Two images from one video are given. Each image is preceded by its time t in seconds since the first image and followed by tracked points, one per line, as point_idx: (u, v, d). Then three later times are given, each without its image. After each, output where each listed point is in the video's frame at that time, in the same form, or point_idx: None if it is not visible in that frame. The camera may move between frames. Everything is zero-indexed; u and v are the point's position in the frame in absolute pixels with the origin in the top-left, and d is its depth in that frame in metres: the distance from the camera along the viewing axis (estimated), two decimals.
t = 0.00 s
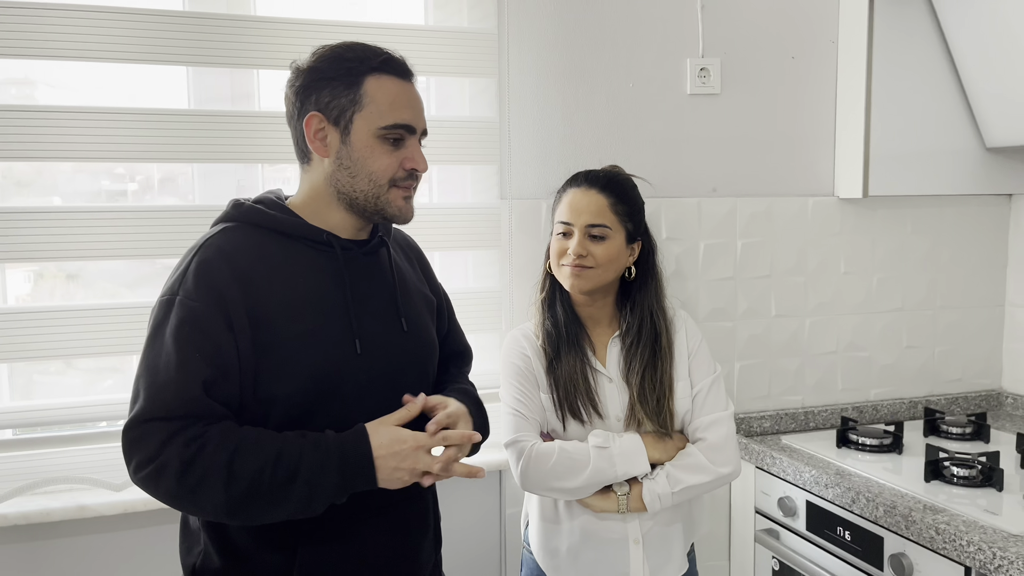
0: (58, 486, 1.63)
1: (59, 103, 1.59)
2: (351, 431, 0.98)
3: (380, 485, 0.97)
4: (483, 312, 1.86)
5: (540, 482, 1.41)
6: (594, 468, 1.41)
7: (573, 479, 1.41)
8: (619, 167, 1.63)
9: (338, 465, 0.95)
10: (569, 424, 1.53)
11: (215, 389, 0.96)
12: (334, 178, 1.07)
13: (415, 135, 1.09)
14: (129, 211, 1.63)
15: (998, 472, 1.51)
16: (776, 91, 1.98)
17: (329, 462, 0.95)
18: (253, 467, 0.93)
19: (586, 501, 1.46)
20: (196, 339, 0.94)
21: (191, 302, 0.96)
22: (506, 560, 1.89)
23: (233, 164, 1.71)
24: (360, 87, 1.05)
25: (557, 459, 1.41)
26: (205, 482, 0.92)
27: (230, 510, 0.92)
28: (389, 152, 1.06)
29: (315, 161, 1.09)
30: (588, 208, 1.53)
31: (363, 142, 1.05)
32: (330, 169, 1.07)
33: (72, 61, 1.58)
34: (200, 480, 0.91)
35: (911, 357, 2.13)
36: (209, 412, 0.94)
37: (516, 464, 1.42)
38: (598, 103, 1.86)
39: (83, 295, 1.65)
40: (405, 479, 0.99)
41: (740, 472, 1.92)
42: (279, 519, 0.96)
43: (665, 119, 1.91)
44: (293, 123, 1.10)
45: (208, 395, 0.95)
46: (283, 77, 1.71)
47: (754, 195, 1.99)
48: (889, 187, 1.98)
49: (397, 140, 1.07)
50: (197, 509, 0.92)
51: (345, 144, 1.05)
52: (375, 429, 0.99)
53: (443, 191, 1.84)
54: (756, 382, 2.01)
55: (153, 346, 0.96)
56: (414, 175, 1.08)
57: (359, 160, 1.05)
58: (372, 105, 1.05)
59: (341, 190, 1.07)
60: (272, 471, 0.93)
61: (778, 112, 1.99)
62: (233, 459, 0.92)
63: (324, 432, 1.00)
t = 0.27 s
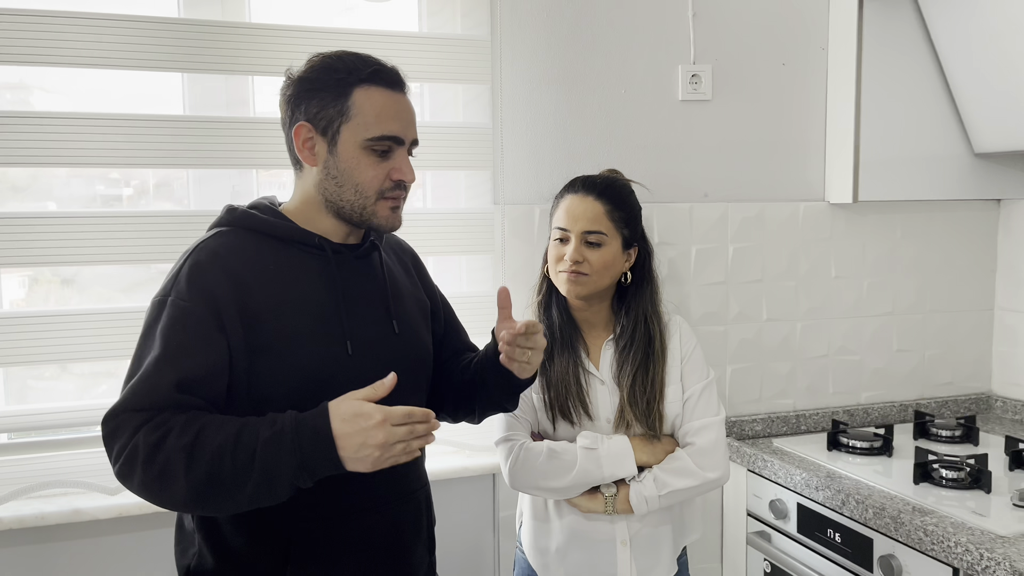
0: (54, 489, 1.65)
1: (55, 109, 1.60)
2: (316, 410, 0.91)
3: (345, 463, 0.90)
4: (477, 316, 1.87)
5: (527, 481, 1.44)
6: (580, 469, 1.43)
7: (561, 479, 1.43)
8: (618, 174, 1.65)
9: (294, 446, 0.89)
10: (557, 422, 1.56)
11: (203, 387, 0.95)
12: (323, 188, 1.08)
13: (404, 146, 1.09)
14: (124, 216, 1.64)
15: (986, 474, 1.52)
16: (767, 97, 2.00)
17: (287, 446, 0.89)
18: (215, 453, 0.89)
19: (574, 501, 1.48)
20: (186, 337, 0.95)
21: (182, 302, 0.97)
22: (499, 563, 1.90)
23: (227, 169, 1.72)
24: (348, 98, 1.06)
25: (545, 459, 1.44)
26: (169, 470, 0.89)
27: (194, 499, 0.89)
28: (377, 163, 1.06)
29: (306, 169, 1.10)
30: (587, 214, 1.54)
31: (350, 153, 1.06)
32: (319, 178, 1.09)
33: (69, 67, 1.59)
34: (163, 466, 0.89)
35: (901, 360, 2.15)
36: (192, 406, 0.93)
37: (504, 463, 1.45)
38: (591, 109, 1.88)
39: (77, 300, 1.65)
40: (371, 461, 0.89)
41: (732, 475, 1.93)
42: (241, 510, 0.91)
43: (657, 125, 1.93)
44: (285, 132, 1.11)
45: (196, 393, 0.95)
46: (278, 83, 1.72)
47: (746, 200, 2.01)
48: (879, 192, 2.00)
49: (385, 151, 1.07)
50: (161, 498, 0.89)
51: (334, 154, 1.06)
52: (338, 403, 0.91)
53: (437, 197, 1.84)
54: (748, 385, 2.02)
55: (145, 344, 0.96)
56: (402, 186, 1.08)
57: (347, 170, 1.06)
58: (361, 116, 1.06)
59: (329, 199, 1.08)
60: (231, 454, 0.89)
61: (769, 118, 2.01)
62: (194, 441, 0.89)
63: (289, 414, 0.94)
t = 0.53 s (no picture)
0: (48, 492, 1.65)
1: (48, 113, 1.60)
2: (309, 356, 0.93)
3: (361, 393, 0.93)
4: (470, 319, 1.88)
5: (521, 481, 1.44)
6: (574, 469, 1.44)
7: (555, 479, 1.43)
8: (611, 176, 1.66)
9: (303, 390, 0.91)
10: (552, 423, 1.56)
11: (206, 384, 0.96)
12: (320, 188, 1.09)
13: (401, 147, 1.10)
14: (118, 220, 1.64)
15: (976, 473, 1.53)
16: (759, 101, 2.02)
17: (295, 394, 0.90)
18: (228, 422, 0.90)
19: (567, 501, 1.49)
20: (187, 335, 0.95)
21: (178, 301, 0.96)
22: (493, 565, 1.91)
23: (221, 173, 1.72)
24: (346, 100, 1.07)
25: (539, 459, 1.44)
26: (188, 450, 0.89)
27: (218, 474, 0.90)
28: (374, 164, 1.07)
29: (302, 171, 1.11)
30: (580, 217, 1.55)
31: (348, 153, 1.07)
32: (316, 179, 1.09)
33: (62, 72, 1.60)
34: (183, 448, 0.89)
35: (892, 361, 2.16)
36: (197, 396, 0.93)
37: (498, 463, 1.45)
38: (583, 112, 1.89)
39: (72, 303, 1.66)
40: (383, 378, 0.95)
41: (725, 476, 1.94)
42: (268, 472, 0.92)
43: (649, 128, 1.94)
44: (281, 134, 1.12)
45: (200, 389, 0.95)
46: (271, 87, 1.73)
47: (737, 203, 2.02)
48: (870, 195, 2.02)
49: (382, 153, 1.08)
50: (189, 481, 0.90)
51: (331, 155, 1.07)
52: (326, 345, 0.93)
53: (430, 199, 1.85)
54: (740, 386, 2.03)
55: (143, 345, 0.96)
56: (398, 186, 1.09)
57: (344, 171, 1.07)
58: (358, 118, 1.07)
59: (326, 199, 1.09)
60: (245, 418, 0.90)
61: (760, 121, 2.02)
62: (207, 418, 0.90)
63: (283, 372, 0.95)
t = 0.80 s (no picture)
0: (43, 495, 1.64)
1: (43, 114, 1.60)
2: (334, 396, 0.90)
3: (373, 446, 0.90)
4: (467, 319, 1.88)
5: (532, 484, 1.42)
6: (584, 470, 1.43)
7: (565, 481, 1.42)
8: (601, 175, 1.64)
9: (316, 428, 0.88)
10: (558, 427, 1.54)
11: (214, 385, 0.95)
12: (310, 184, 1.08)
13: (389, 140, 1.09)
14: (113, 221, 1.63)
15: (973, 472, 1.53)
16: (755, 101, 2.02)
17: (309, 431, 0.88)
18: (240, 444, 0.89)
19: (575, 503, 1.48)
20: (197, 335, 0.94)
21: (184, 300, 0.96)
22: (491, 566, 1.90)
23: (217, 174, 1.71)
24: (333, 94, 1.07)
25: (548, 462, 1.43)
26: (198, 465, 0.89)
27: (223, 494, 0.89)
28: (362, 155, 1.06)
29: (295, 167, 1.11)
30: (588, 223, 1.53)
31: (335, 146, 1.06)
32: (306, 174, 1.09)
33: (57, 73, 1.59)
34: (191, 462, 0.88)
35: (890, 361, 2.16)
36: (204, 400, 0.93)
37: (507, 467, 1.44)
38: (579, 112, 1.89)
39: (68, 306, 1.65)
40: (398, 440, 0.90)
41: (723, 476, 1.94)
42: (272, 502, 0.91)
43: (647, 128, 1.94)
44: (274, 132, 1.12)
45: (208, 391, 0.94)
46: (267, 87, 1.73)
47: (734, 203, 2.02)
48: (867, 195, 2.01)
49: (370, 145, 1.07)
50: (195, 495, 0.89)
51: (318, 148, 1.06)
52: (351, 390, 0.90)
53: (427, 200, 1.84)
54: (737, 386, 2.03)
55: (148, 344, 0.95)
56: (387, 178, 1.07)
57: (331, 163, 1.06)
58: (344, 110, 1.06)
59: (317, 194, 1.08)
60: (257, 445, 0.89)
61: (758, 121, 2.02)
62: (217, 435, 0.89)
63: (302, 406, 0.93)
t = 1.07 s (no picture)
0: (42, 496, 1.64)
1: (41, 115, 1.60)
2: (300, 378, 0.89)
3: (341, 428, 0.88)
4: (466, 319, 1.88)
5: (542, 488, 1.41)
6: (594, 472, 1.42)
7: (576, 483, 1.42)
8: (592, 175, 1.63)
9: (280, 419, 0.87)
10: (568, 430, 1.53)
11: (197, 379, 0.95)
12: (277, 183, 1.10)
13: (335, 134, 1.05)
14: (111, 222, 1.63)
15: (973, 472, 1.53)
16: (754, 100, 2.02)
17: (272, 416, 0.87)
18: (206, 433, 0.88)
19: (583, 507, 1.47)
20: (181, 330, 0.94)
21: (173, 298, 0.96)
22: (490, 567, 1.90)
23: (216, 174, 1.72)
24: (288, 93, 1.07)
25: (559, 465, 1.42)
26: (170, 456, 0.88)
27: (195, 485, 0.88)
28: (304, 151, 1.05)
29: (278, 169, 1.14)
30: (612, 226, 1.55)
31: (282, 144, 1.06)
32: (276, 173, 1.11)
33: (55, 74, 1.59)
34: (163, 454, 0.88)
35: (889, 361, 2.16)
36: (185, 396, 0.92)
37: (516, 472, 1.43)
38: (578, 112, 1.89)
39: (66, 306, 1.65)
40: (363, 419, 0.88)
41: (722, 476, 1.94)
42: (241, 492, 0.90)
43: (645, 128, 1.94)
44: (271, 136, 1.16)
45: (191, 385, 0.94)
46: (265, 88, 1.72)
47: (733, 203, 2.02)
48: (866, 195, 2.01)
49: (315, 140, 1.05)
50: (169, 489, 0.89)
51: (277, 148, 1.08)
52: (317, 366, 0.89)
53: (425, 200, 1.84)
54: (736, 386, 2.03)
55: (134, 341, 0.94)
56: (326, 173, 1.04)
57: (282, 162, 1.06)
58: (293, 108, 1.06)
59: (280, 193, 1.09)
60: (224, 436, 0.88)
61: (757, 121, 2.02)
62: (189, 429, 0.88)
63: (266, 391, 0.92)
